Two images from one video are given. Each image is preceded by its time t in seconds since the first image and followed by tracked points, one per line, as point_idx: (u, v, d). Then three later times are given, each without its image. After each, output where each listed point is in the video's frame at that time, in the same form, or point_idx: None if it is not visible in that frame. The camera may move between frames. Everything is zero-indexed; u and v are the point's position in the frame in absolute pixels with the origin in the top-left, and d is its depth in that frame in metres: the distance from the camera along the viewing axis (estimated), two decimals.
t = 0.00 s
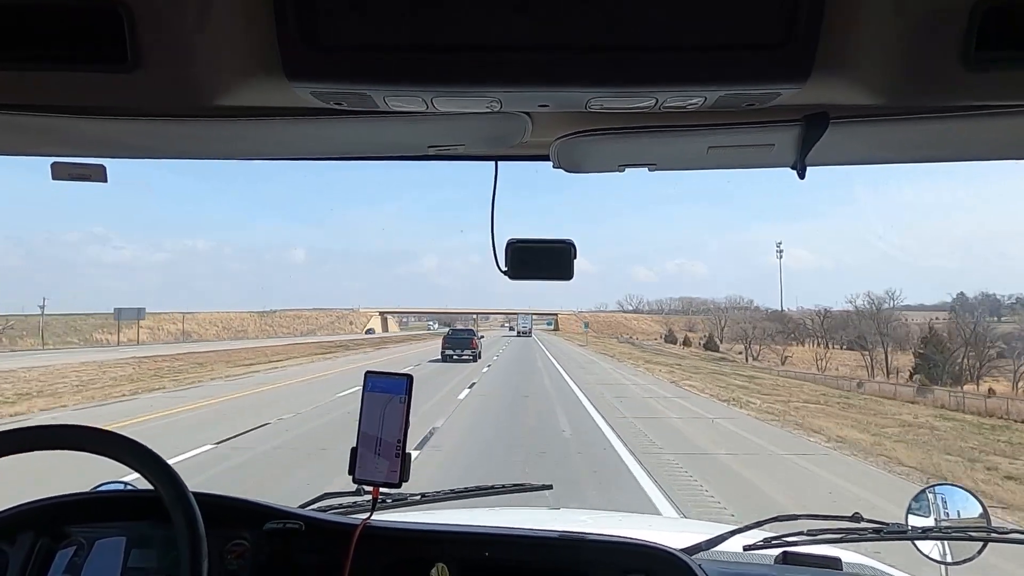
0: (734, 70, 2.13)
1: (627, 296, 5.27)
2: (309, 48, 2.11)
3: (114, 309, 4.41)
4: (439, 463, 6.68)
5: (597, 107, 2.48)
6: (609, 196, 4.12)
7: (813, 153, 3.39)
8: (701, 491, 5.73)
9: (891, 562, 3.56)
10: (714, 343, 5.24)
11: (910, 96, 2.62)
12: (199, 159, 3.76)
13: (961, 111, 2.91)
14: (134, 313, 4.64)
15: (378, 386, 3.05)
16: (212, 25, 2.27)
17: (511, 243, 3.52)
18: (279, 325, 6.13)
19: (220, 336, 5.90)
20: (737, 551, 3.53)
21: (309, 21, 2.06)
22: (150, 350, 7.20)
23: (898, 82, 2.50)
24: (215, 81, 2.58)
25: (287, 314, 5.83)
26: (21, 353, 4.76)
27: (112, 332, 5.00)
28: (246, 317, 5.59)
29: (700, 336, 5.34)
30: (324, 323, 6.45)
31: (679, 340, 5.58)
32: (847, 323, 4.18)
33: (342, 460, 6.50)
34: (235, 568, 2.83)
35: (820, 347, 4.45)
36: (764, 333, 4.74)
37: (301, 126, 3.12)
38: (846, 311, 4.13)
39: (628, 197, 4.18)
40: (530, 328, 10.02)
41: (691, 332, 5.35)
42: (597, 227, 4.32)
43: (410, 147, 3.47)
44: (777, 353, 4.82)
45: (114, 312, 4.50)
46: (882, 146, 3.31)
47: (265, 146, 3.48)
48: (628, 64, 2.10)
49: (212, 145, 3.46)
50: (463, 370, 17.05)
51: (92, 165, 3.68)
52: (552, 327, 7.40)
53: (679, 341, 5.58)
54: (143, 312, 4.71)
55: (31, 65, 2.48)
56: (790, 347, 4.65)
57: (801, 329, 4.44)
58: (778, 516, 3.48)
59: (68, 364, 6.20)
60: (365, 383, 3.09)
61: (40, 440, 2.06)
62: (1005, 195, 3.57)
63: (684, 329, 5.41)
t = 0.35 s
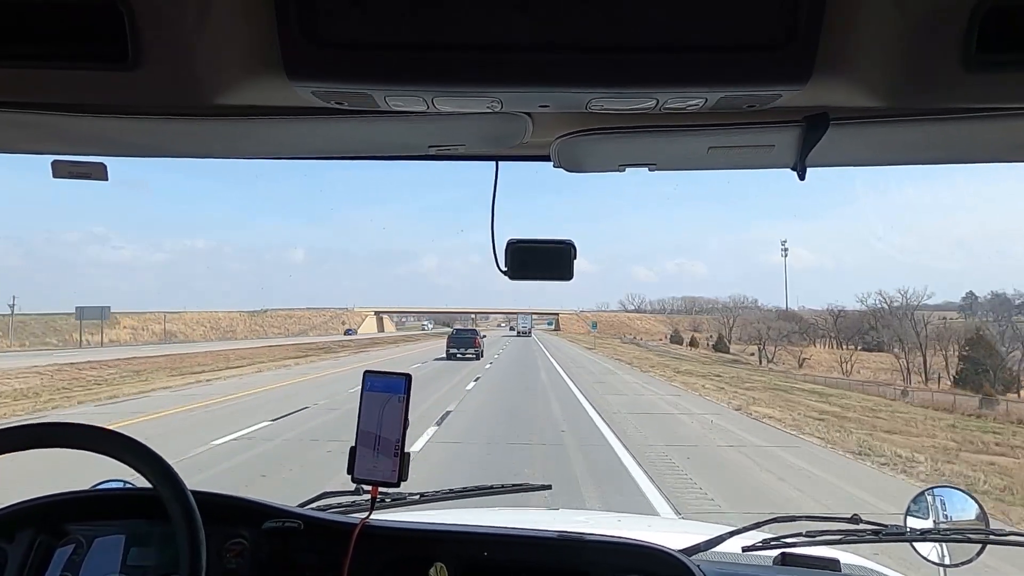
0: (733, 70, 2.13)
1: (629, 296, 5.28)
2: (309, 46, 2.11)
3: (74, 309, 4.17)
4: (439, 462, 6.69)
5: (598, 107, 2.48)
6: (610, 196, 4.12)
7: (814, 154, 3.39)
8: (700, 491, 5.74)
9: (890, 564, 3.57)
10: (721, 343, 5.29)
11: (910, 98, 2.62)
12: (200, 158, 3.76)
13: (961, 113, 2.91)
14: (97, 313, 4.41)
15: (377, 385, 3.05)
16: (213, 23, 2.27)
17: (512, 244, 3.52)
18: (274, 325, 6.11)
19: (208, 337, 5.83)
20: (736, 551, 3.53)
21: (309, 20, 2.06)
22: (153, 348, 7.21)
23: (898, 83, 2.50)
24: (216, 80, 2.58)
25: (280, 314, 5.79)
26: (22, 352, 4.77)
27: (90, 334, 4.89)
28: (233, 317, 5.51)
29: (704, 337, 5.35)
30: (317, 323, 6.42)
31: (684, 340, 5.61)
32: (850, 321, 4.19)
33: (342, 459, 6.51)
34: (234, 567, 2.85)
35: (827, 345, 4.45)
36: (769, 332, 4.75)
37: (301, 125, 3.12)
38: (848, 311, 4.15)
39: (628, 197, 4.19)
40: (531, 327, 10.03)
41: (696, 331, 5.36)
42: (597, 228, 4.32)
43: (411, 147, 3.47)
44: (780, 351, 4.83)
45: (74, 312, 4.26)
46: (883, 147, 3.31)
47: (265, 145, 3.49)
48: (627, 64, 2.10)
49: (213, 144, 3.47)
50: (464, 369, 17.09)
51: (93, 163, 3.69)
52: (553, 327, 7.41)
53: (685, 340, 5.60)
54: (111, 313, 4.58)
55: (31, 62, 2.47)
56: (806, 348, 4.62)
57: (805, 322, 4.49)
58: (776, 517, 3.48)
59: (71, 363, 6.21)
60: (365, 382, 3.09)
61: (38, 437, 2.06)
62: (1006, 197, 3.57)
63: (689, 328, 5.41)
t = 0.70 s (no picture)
0: (731, 70, 2.13)
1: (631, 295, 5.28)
2: (308, 48, 2.12)
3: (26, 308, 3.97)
4: (437, 462, 6.70)
5: (595, 107, 2.48)
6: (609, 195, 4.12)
7: (810, 154, 3.40)
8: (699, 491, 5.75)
9: (886, 564, 3.57)
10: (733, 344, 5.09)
11: (907, 97, 2.62)
12: (198, 158, 3.75)
13: (958, 112, 2.92)
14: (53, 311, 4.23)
15: (376, 385, 3.05)
16: (211, 23, 2.27)
17: (510, 243, 3.52)
18: (263, 324, 6.08)
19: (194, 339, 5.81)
20: (733, 550, 3.53)
21: (308, 21, 2.06)
22: (152, 349, 7.20)
23: (895, 83, 2.50)
24: (215, 80, 2.58)
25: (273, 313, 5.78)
26: (21, 353, 4.76)
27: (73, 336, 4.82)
28: (221, 316, 5.47)
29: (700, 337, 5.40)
30: (307, 322, 6.38)
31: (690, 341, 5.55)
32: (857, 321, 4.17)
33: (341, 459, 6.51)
34: (231, 567, 2.83)
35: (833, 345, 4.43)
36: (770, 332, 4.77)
37: (298, 124, 3.12)
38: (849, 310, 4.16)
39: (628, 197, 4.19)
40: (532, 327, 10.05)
41: (702, 331, 5.33)
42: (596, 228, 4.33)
43: (409, 147, 3.47)
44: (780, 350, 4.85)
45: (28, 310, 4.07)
46: (881, 146, 3.31)
47: (262, 144, 3.48)
48: (626, 64, 2.10)
49: (211, 143, 3.47)
50: (463, 368, 17.10)
51: (89, 163, 3.68)
52: (554, 327, 7.43)
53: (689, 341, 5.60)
54: (98, 313, 4.55)
55: (28, 62, 2.47)
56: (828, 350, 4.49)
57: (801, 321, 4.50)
58: (774, 516, 3.48)
59: (69, 363, 6.20)
60: (364, 381, 3.09)
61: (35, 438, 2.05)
62: (1003, 197, 3.57)
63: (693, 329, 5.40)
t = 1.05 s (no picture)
0: (731, 70, 2.13)
1: (634, 295, 5.30)
2: (308, 48, 2.12)
3: None
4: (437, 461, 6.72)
5: (595, 108, 2.48)
6: (611, 196, 4.13)
7: (810, 156, 3.41)
8: (699, 492, 5.75)
9: (886, 566, 3.57)
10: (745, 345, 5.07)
11: (907, 99, 2.62)
12: (199, 158, 3.76)
13: (958, 114, 2.92)
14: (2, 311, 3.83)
15: (375, 385, 3.05)
16: (212, 24, 2.27)
17: (511, 244, 3.52)
18: (254, 323, 6.08)
19: (178, 339, 5.81)
20: (733, 552, 3.53)
21: (308, 22, 2.06)
22: (153, 349, 7.21)
23: (895, 84, 2.50)
24: (215, 80, 2.58)
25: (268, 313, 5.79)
26: (23, 353, 4.77)
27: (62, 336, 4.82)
28: (209, 315, 5.46)
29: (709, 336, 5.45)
30: (301, 320, 6.38)
31: (699, 342, 5.56)
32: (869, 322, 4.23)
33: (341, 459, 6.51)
34: (230, 567, 2.83)
35: (853, 348, 4.44)
36: (774, 332, 4.79)
37: (298, 125, 3.12)
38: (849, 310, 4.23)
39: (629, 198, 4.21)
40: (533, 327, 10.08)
41: (710, 332, 5.34)
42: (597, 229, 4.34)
43: (409, 147, 3.47)
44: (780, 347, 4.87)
45: None
46: (882, 148, 3.32)
47: (263, 145, 3.49)
48: (625, 65, 2.10)
49: (213, 144, 3.48)
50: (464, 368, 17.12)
51: (90, 164, 3.68)
52: (555, 327, 7.45)
53: (698, 341, 5.60)
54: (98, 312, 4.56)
55: (29, 63, 2.47)
56: (854, 352, 4.45)
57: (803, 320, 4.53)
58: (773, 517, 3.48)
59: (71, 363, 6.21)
60: (363, 382, 3.09)
61: (35, 439, 2.05)
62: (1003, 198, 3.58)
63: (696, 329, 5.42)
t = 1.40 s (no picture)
0: (730, 70, 2.13)
1: (635, 295, 5.31)
2: (309, 48, 2.12)
3: None
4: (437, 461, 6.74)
5: (595, 108, 2.48)
6: (611, 196, 4.13)
7: (810, 156, 3.40)
8: (699, 492, 5.75)
9: (886, 566, 3.57)
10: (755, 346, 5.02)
11: (907, 98, 2.62)
12: (199, 158, 3.76)
13: (958, 114, 2.91)
14: None
15: (375, 386, 3.05)
16: (213, 24, 2.27)
17: (511, 244, 3.52)
18: (245, 322, 6.03)
19: (161, 339, 5.83)
20: (733, 552, 3.53)
21: (308, 22, 2.06)
22: (154, 348, 7.22)
23: (895, 84, 2.50)
24: (216, 80, 2.58)
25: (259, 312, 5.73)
26: (22, 353, 4.77)
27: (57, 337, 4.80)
28: (192, 314, 5.43)
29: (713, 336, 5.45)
30: (294, 320, 6.33)
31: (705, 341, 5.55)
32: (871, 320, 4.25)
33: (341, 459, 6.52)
34: (230, 567, 2.84)
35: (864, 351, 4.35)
36: (778, 331, 4.79)
37: (298, 125, 3.12)
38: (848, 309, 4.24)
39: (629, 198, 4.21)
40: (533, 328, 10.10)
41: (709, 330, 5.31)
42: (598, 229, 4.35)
43: (409, 148, 3.47)
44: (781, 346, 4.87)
45: None
46: (883, 148, 3.32)
47: (263, 146, 3.49)
48: (625, 65, 2.10)
49: (213, 145, 3.48)
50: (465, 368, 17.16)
51: (91, 164, 3.68)
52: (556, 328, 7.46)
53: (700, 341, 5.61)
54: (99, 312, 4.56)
55: (29, 63, 2.47)
56: (882, 356, 4.23)
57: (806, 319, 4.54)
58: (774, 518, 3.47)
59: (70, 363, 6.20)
60: (364, 383, 3.09)
61: (36, 439, 2.05)
62: (1004, 198, 3.58)
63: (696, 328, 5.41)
